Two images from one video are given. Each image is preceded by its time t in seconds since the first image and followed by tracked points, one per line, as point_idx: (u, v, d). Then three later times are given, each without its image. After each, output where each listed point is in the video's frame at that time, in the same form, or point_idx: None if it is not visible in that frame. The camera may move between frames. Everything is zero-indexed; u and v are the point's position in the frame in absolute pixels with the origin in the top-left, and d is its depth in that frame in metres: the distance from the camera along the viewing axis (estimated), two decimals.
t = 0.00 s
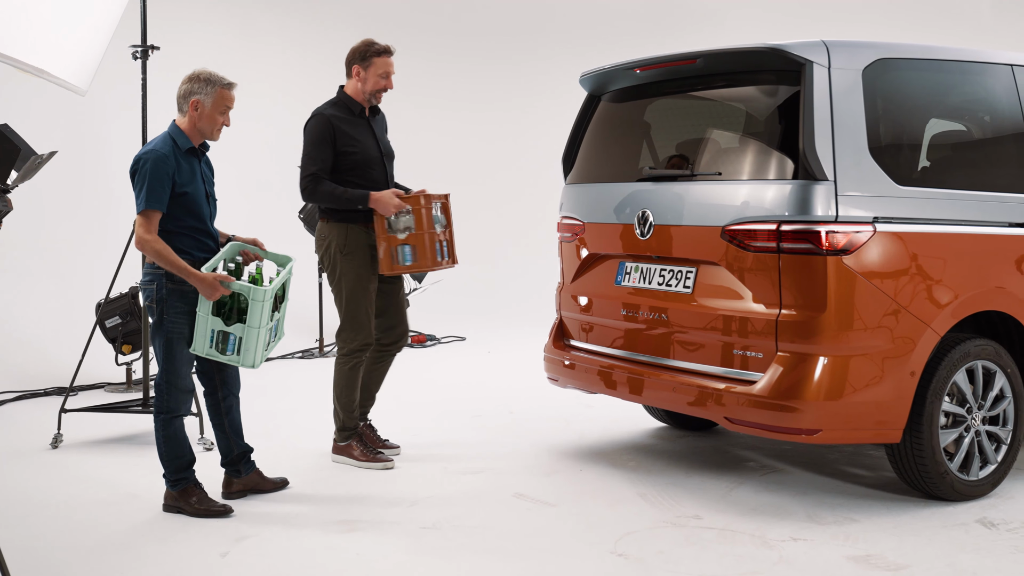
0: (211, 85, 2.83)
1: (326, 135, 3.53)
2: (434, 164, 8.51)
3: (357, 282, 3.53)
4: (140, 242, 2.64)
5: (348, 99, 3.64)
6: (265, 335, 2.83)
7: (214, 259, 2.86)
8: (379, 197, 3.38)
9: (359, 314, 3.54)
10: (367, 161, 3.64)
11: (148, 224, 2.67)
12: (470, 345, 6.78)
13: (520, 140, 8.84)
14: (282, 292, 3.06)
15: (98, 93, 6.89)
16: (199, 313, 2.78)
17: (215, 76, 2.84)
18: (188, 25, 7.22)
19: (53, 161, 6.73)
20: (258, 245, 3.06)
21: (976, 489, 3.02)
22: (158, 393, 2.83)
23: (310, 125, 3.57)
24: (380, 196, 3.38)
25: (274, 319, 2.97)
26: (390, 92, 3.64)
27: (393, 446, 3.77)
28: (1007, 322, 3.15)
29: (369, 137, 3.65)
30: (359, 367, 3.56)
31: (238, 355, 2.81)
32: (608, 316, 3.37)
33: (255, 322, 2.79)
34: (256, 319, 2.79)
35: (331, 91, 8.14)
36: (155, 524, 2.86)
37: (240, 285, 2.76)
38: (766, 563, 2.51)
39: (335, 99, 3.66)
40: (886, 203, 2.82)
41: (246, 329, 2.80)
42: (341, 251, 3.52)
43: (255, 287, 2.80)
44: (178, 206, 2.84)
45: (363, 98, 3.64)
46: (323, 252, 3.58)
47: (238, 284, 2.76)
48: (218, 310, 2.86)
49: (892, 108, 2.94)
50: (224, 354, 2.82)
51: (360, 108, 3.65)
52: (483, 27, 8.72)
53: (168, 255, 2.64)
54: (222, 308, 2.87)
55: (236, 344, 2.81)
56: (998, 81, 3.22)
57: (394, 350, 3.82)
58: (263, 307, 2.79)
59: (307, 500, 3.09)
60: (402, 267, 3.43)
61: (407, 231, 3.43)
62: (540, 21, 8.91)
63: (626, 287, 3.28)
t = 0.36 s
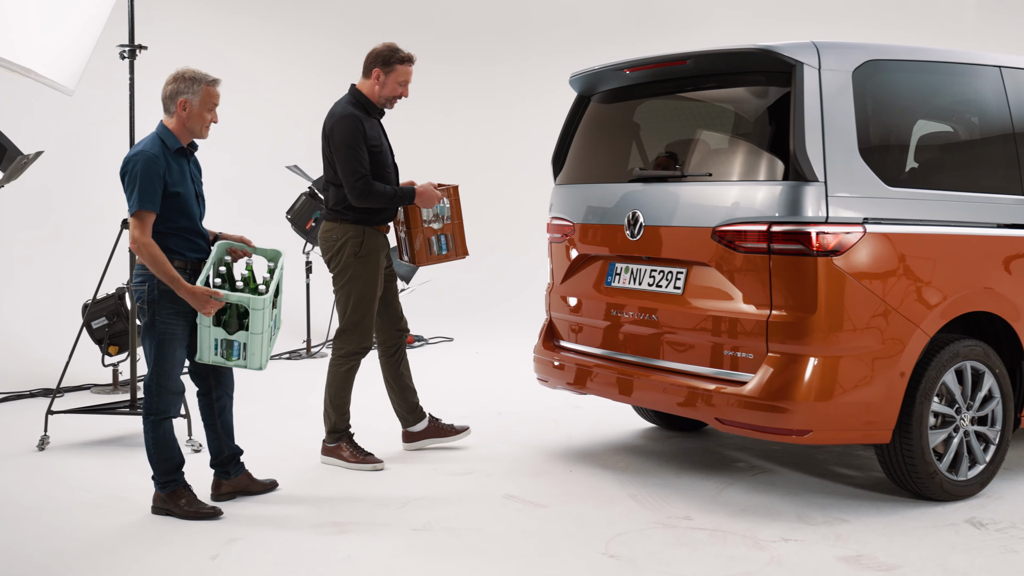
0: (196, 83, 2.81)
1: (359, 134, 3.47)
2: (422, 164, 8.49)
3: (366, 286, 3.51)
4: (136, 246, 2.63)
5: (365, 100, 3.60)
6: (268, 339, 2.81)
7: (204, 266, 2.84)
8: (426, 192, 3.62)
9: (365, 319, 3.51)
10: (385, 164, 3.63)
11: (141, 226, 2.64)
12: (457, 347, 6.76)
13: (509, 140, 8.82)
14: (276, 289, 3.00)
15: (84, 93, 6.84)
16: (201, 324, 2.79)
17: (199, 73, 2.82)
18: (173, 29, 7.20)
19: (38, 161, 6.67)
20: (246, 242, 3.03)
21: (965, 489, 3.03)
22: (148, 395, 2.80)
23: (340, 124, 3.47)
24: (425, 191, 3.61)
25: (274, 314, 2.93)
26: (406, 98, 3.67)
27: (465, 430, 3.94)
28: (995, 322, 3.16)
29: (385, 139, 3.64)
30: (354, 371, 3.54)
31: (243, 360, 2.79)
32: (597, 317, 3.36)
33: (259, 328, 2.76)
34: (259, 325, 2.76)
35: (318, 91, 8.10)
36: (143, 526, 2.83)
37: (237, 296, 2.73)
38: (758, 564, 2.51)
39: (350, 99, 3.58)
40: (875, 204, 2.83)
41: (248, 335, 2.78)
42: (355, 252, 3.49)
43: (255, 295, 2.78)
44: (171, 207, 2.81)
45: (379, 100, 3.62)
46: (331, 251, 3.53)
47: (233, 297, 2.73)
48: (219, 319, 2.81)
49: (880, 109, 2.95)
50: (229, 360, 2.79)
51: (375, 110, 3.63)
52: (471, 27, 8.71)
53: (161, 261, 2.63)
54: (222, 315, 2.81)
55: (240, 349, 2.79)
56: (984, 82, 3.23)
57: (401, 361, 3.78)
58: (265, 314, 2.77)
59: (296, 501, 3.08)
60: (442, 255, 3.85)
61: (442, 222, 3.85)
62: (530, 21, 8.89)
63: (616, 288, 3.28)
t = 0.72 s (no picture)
0: (170, 82, 2.77)
1: (388, 133, 3.50)
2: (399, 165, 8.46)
3: (379, 286, 3.51)
4: (121, 247, 2.58)
5: (383, 101, 3.64)
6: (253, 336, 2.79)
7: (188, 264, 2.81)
8: (434, 194, 3.66)
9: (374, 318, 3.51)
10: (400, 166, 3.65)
11: (125, 229, 2.60)
12: (434, 347, 6.73)
13: (486, 140, 8.80)
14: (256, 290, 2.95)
15: (57, 91, 6.74)
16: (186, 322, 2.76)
17: (173, 73, 2.79)
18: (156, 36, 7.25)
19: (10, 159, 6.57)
20: (224, 244, 2.96)
21: (942, 487, 3.06)
22: (129, 396, 2.75)
23: (368, 123, 3.48)
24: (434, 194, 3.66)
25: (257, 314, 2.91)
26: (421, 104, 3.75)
27: (445, 439, 3.89)
28: (971, 322, 3.20)
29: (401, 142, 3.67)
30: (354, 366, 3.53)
31: (227, 358, 2.76)
32: (576, 317, 3.36)
33: (245, 325, 2.75)
34: (245, 322, 2.75)
35: (294, 90, 8.04)
36: (120, 530, 2.79)
37: (224, 292, 2.71)
38: (738, 563, 2.51)
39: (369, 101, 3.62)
40: (853, 205, 2.85)
41: (234, 333, 2.77)
42: (372, 251, 3.50)
43: (241, 292, 2.76)
44: (152, 208, 2.77)
45: (396, 102, 3.68)
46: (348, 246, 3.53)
47: (222, 292, 2.70)
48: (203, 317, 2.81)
49: (857, 111, 2.96)
50: (213, 358, 2.77)
51: (392, 112, 3.69)
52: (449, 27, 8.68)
53: (148, 262, 2.60)
54: (206, 313, 2.79)
55: (225, 347, 2.77)
56: (958, 84, 3.26)
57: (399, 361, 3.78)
58: (252, 311, 2.75)
59: (274, 503, 3.05)
60: (438, 256, 3.89)
61: (440, 224, 3.88)
62: (507, 22, 8.87)
63: (595, 289, 3.28)
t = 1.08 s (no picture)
0: (150, 80, 2.73)
1: (393, 128, 3.53)
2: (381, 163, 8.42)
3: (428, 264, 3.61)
4: (101, 246, 2.54)
5: (379, 101, 3.66)
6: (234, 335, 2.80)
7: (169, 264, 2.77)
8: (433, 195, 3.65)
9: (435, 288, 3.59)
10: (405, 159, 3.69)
11: (105, 227, 2.56)
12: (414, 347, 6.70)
13: (468, 139, 8.78)
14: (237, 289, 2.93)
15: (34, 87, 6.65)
16: (167, 321, 2.73)
17: (152, 70, 2.74)
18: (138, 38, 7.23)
19: None
20: (204, 243, 2.95)
21: (923, 485, 3.08)
22: (109, 397, 2.71)
23: (370, 120, 3.52)
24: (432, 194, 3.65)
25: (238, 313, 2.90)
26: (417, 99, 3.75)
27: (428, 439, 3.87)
28: (951, 322, 3.22)
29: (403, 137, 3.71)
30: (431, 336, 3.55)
31: (209, 357, 2.77)
32: (559, 316, 3.35)
33: (227, 324, 2.75)
34: (226, 321, 2.75)
35: (273, 88, 7.97)
36: (100, 531, 2.75)
37: (207, 290, 2.69)
38: (722, 562, 2.51)
39: (367, 99, 3.64)
40: (834, 205, 2.86)
41: (216, 332, 2.77)
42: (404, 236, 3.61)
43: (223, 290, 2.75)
44: (133, 206, 2.73)
45: (391, 100, 3.68)
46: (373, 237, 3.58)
47: (204, 291, 2.69)
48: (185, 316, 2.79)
49: (837, 111, 2.97)
50: (195, 358, 2.76)
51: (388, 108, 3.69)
52: (431, 26, 8.65)
53: (129, 261, 2.56)
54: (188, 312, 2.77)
55: (206, 347, 2.77)
56: (938, 85, 3.28)
57: (390, 359, 3.80)
58: (233, 309, 2.75)
59: (256, 504, 3.01)
60: (435, 250, 3.96)
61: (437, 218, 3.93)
62: (489, 21, 8.83)
63: (578, 288, 3.27)
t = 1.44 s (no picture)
0: (140, 79, 2.70)
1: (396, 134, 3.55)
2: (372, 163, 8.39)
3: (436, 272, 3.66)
4: (88, 245, 2.52)
5: (373, 107, 3.65)
6: (225, 335, 2.73)
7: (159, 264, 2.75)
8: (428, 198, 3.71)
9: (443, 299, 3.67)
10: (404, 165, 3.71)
11: (94, 226, 2.54)
12: (405, 347, 6.68)
13: (459, 139, 8.76)
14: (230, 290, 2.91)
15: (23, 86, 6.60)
16: (155, 321, 2.70)
17: (143, 69, 2.71)
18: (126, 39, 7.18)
19: None
20: (197, 243, 2.92)
21: (916, 484, 3.08)
22: (100, 398, 2.69)
23: (374, 125, 3.52)
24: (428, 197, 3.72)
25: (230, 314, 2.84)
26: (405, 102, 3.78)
27: (420, 439, 3.85)
28: (944, 321, 3.23)
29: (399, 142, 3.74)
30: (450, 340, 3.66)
31: (198, 359, 2.70)
32: (552, 316, 3.34)
33: (215, 326, 2.68)
34: (215, 322, 2.68)
35: (264, 89, 7.95)
36: (92, 533, 2.73)
37: (194, 291, 2.64)
38: (718, 562, 2.51)
39: (359, 106, 3.64)
40: (828, 204, 2.86)
41: (204, 333, 2.70)
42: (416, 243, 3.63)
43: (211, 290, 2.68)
44: (123, 206, 2.71)
45: (382, 106, 3.70)
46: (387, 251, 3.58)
47: (192, 291, 2.63)
48: (173, 317, 2.76)
49: (829, 110, 2.97)
50: (184, 359, 2.70)
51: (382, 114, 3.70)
52: (422, 25, 8.62)
53: (118, 260, 2.54)
54: (177, 313, 2.75)
55: (195, 348, 2.70)
56: (930, 84, 3.29)
57: (389, 358, 3.80)
58: (222, 311, 2.68)
59: (249, 505, 3.00)
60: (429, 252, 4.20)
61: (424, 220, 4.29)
62: (481, 20, 8.81)
63: (572, 288, 3.26)
